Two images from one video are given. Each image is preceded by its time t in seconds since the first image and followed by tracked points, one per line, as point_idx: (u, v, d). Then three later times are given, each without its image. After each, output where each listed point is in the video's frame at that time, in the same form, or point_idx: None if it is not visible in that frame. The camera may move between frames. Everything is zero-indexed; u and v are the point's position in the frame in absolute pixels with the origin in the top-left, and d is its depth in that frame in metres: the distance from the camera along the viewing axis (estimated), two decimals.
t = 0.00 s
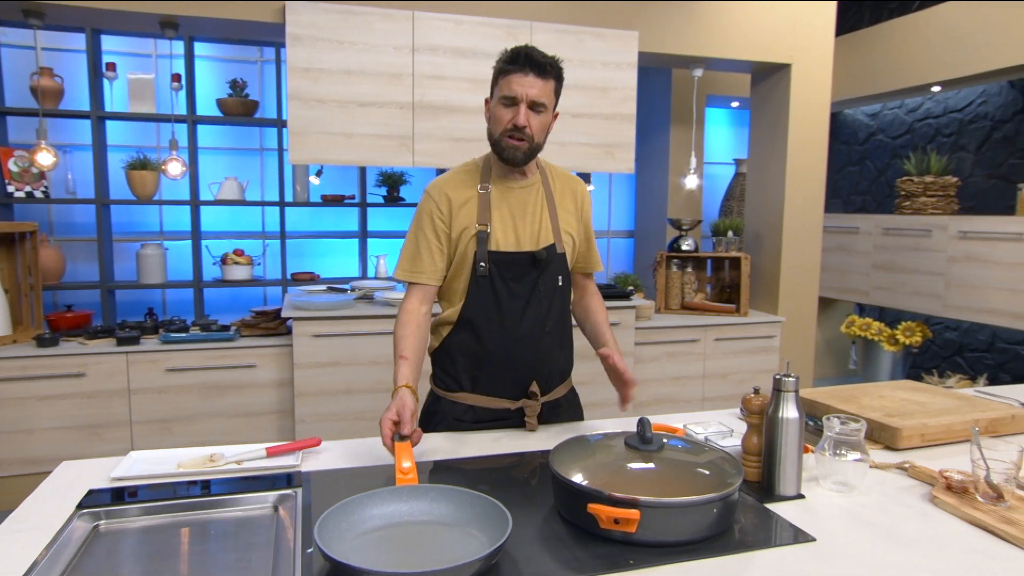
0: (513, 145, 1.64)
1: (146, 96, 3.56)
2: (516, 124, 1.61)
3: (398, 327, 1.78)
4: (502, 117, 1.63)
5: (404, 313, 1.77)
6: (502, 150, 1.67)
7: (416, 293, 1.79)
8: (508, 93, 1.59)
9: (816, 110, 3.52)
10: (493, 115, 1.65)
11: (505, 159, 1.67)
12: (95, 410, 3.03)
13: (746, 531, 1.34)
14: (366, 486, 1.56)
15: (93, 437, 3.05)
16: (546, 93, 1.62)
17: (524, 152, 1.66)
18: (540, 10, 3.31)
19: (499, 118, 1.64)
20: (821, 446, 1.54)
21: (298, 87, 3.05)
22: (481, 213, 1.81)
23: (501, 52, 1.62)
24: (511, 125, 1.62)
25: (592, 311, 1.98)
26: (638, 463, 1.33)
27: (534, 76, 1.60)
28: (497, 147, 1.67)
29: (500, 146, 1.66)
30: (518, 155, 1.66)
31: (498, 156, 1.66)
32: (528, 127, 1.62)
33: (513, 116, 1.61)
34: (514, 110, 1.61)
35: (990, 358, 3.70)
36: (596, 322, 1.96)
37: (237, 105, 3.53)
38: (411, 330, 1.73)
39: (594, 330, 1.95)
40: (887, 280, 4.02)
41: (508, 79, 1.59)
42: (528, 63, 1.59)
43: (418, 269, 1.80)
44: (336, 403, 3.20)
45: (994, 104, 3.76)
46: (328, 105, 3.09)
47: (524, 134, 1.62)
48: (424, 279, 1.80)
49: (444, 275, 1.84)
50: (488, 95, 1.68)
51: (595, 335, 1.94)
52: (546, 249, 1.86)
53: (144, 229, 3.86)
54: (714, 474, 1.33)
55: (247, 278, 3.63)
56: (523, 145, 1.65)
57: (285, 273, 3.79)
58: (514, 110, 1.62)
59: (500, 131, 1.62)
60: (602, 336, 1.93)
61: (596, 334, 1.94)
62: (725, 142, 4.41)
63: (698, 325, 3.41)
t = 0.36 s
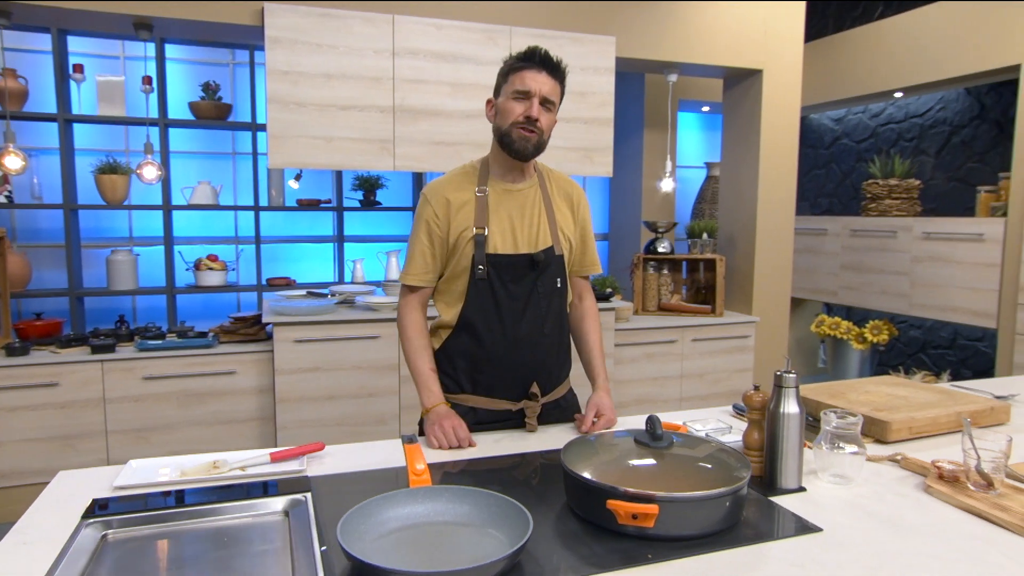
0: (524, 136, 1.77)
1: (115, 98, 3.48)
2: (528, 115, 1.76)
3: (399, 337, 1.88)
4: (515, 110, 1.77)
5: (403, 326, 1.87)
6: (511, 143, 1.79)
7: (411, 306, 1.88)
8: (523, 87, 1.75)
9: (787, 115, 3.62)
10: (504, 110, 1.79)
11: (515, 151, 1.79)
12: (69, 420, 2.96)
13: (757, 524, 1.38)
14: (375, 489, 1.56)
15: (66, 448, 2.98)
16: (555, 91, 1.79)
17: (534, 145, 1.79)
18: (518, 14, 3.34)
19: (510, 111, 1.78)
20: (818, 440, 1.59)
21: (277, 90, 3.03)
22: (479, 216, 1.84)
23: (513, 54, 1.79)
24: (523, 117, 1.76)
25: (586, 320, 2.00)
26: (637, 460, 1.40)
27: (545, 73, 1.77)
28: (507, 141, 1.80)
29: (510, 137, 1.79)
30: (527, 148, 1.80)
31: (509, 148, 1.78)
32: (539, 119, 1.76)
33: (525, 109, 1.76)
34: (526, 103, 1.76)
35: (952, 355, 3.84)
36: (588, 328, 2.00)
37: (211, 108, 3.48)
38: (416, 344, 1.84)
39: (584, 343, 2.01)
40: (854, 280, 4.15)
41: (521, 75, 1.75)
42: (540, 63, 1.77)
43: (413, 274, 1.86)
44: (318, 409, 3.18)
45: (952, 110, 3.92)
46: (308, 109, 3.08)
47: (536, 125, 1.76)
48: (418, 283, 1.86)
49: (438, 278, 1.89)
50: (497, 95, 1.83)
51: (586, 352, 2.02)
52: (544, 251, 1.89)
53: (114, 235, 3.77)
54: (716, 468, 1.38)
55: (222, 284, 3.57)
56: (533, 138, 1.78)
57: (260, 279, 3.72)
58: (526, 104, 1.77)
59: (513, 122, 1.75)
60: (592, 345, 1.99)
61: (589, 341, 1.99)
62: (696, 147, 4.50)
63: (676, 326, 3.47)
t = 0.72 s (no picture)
0: (529, 139, 1.84)
1: (88, 99, 3.40)
2: (534, 118, 1.83)
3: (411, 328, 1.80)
4: (521, 112, 1.84)
5: (413, 309, 1.78)
6: (517, 146, 1.86)
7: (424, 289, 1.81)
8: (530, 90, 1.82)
9: (765, 116, 3.69)
10: (510, 111, 1.85)
11: (520, 153, 1.87)
12: (47, 428, 2.89)
13: (766, 518, 1.41)
14: (383, 492, 1.56)
15: (44, 458, 2.91)
16: (559, 96, 1.88)
17: (539, 148, 1.86)
18: (501, 16, 3.36)
19: (516, 113, 1.85)
20: (818, 436, 1.61)
21: (259, 91, 3.00)
22: (483, 216, 1.89)
23: (518, 58, 1.87)
24: (530, 120, 1.84)
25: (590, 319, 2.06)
26: (640, 458, 1.43)
27: (551, 78, 1.85)
28: (511, 144, 1.86)
29: (516, 140, 1.85)
30: (532, 152, 1.87)
31: (515, 150, 1.85)
32: (546, 123, 1.84)
33: (531, 112, 1.83)
34: (533, 106, 1.84)
35: (923, 350, 3.95)
36: (591, 329, 2.05)
37: (187, 109, 3.42)
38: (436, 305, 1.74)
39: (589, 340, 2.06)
40: (829, 278, 4.24)
41: (529, 79, 1.83)
42: (545, 66, 1.85)
43: (423, 268, 1.82)
44: (303, 413, 3.16)
45: (921, 111, 4.04)
46: (291, 110, 3.05)
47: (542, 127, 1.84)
48: (429, 277, 1.82)
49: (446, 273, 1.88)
50: (501, 97, 1.90)
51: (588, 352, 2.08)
52: (546, 252, 1.95)
53: (86, 238, 3.68)
54: (719, 463, 1.41)
55: (200, 287, 3.51)
56: (538, 141, 1.86)
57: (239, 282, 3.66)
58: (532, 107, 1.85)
59: (520, 124, 1.82)
60: (596, 342, 2.04)
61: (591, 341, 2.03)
62: (672, 147, 4.58)
63: (658, 326, 3.51)
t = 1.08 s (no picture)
0: (535, 138, 1.93)
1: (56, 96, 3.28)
2: (540, 119, 1.92)
3: (431, 329, 1.85)
4: (526, 114, 1.93)
5: (437, 310, 1.84)
6: (521, 144, 1.94)
7: (444, 289, 1.86)
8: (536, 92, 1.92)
9: (745, 117, 3.73)
10: (516, 113, 1.94)
11: (523, 152, 1.94)
12: (18, 438, 2.78)
13: (782, 522, 1.41)
14: (390, 503, 1.53)
15: (15, 469, 2.80)
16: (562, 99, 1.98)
17: (541, 150, 1.96)
18: (483, 14, 3.34)
19: (522, 114, 1.93)
20: (824, 437, 1.64)
21: (240, 89, 2.94)
22: (487, 218, 1.95)
23: (524, 62, 1.96)
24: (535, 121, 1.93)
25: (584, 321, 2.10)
26: (643, 464, 1.43)
27: (555, 82, 1.95)
28: (515, 144, 1.95)
29: (520, 140, 1.94)
30: (536, 151, 1.95)
31: (519, 150, 1.94)
32: (549, 124, 1.93)
33: (537, 112, 1.92)
34: (538, 108, 1.93)
35: (896, 346, 4.05)
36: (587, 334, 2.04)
37: (160, 107, 3.33)
38: (461, 308, 1.81)
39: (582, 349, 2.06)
40: (806, 277, 4.34)
41: (535, 81, 1.93)
42: (550, 71, 1.95)
43: (438, 270, 1.88)
44: (286, 418, 3.11)
45: (893, 113, 4.13)
46: (272, 109, 3.00)
47: (546, 128, 1.92)
48: (448, 278, 1.87)
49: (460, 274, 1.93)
50: (506, 100, 1.98)
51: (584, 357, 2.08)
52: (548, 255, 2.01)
53: (54, 240, 3.56)
54: (723, 468, 1.42)
55: (175, 290, 3.42)
56: (541, 142, 1.95)
57: (215, 284, 3.57)
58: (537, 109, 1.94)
59: (526, 125, 1.91)
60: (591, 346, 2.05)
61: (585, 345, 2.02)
62: (649, 148, 4.62)
63: (641, 325, 3.52)
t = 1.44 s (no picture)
0: (532, 139, 1.87)
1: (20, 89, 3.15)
2: (537, 120, 1.86)
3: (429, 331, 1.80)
4: (523, 113, 1.86)
5: (433, 312, 1.80)
6: (518, 145, 1.89)
7: (441, 292, 1.82)
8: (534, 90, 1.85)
9: (727, 116, 3.76)
10: (512, 112, 1.87)
11: (520, 153, 1.89)
12: None
13: (798, 532, 1.38)
14: (395, 515, 1.47)
15: None
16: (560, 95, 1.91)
17: (540, 150, 1.90)
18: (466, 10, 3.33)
19: (518, 113, 1.87)
20: (832, 440, 1.64)
21: (217, 84, 2.89)
22: (484, 220, 1.91)
23: (521, 56, 1.88)
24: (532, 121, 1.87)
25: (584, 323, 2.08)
26: (648, 472, 1.41)
27: (554, 78, 1.88)
28: (512, 145, 1.89)
29: (517, 142, 1.88)
30: (533, 152, 1.90)
31: (516, 152, 1.88)
32: (547, 124, 1.87)
33: (534, 112, 1.86)
34: (536, 107, 1.86)
35: (872, 343, 4.14)
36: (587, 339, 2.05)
37: (131, 102, 3.22)
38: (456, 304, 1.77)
39: (584, 353, 2.05)
40: (785, 275, 4.45)
41: (532, 79, 1.85)
42: (547, 67, 1.87)
43: (434, 273, 1.83)
44: (266, 422, 3.03)
45: (868, 112, 4.22)
46: (251, 105, 2.96)
47: (543, 129, 1.87)
48: (445, 280, 1.83)
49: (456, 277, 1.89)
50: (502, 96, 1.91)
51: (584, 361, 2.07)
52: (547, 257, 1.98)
53: (19, 239, 3.42)
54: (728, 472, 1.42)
55: (148, 291, 3.31)
56: (539, 142, 1.89)
57: (189, 284, 3.47)
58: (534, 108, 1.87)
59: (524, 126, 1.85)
60: (592, 349, 2.05)
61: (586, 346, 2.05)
62: (627, 145, 4.64)
63: (625, 324, 3.50)
